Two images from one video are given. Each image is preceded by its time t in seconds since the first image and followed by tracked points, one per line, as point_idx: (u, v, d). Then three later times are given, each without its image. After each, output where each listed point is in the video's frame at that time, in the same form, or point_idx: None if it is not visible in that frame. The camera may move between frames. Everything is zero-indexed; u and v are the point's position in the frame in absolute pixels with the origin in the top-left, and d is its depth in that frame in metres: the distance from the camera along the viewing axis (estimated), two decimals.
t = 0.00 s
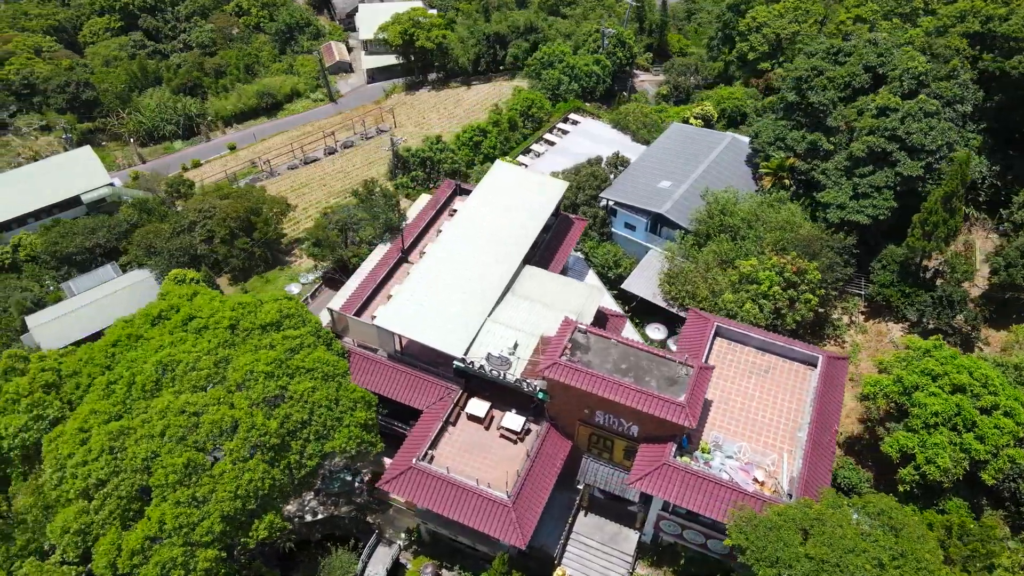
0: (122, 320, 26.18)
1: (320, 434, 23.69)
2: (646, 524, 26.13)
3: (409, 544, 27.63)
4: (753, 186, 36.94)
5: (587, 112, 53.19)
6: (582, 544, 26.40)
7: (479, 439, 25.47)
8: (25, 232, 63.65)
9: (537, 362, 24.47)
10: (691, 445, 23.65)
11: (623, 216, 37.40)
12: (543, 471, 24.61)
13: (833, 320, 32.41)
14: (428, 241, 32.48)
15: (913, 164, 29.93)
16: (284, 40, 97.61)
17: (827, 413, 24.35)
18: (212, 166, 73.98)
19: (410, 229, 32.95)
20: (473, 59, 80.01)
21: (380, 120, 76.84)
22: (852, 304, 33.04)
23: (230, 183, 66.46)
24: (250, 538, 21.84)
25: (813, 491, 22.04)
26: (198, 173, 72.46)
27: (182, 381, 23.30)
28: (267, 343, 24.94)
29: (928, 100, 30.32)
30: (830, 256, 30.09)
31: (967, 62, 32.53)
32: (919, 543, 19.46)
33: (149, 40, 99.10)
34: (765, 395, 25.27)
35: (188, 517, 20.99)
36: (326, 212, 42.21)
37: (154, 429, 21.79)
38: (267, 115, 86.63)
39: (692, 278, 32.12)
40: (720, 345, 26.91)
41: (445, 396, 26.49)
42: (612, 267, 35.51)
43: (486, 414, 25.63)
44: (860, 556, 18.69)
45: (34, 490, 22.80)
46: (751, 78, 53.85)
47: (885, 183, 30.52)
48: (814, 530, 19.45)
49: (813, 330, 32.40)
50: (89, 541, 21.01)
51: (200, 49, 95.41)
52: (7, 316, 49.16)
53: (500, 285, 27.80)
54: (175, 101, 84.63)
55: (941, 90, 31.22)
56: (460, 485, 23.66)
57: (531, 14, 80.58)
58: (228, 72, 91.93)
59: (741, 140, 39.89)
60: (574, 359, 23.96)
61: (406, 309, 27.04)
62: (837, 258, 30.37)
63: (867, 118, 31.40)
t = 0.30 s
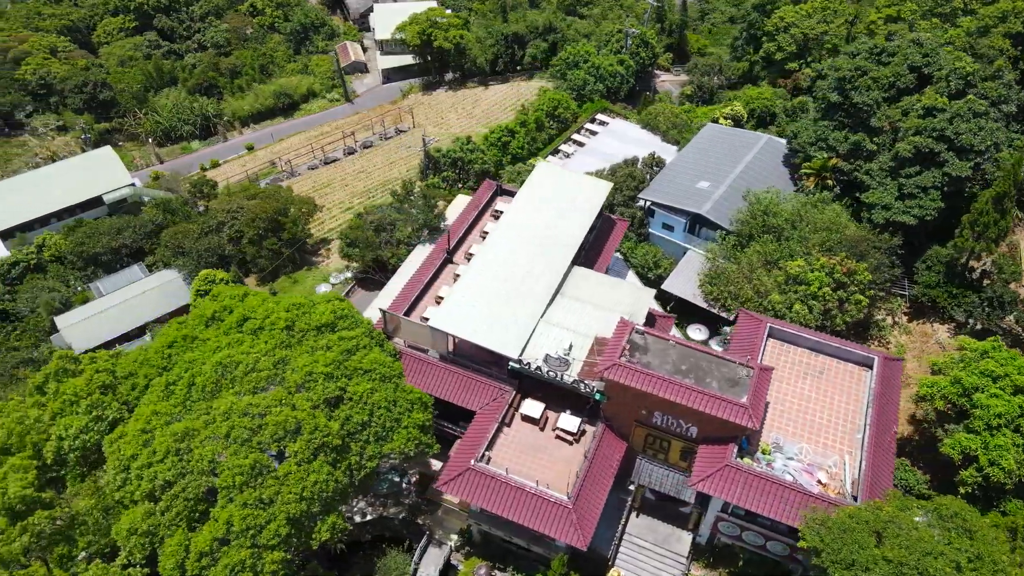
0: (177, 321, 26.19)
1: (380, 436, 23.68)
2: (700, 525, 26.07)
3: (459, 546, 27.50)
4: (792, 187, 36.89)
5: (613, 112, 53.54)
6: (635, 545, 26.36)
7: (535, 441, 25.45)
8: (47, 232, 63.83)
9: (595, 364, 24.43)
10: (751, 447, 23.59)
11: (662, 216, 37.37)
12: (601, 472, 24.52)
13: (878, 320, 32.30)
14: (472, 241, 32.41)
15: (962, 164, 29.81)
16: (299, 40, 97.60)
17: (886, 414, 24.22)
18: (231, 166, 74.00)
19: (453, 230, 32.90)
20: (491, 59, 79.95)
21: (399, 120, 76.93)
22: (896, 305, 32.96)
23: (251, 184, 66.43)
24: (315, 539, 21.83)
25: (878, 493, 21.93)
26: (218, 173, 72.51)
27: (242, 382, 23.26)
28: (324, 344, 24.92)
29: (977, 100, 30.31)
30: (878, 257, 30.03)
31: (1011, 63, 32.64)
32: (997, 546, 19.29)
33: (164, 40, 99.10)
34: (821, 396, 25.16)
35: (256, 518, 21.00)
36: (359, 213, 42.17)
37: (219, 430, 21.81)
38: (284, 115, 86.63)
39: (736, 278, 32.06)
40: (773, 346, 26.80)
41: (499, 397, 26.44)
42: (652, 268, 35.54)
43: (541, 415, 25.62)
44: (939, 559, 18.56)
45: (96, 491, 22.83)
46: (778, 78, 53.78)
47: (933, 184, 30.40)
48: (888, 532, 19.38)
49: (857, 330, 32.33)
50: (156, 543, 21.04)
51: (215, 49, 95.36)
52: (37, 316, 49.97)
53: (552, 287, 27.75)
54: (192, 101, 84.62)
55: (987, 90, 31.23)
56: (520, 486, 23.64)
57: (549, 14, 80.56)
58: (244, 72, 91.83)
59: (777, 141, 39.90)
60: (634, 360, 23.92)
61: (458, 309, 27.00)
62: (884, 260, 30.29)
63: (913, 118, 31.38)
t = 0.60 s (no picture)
0: (233, 322, 26.22)
1: (442, 437, 23.67)
2: (757, 527, 26.03)
3: (511, 547, 27.47)
4: (833, 188, 36.74)
5: (641, 112, 53.62)
6: (690, 546, 26.28)
7: (592, 442, 25.47)
8: (71, 232, 63.95)
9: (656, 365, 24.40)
10: (814, 448, 23.53)
11: (701, 217, 37.37)
12: (660, 474, 24.46)
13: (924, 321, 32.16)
14: (518, 242, 32.51)
15: (1013, 165, 29.37)
16: (314, 40, 97.58)
17: (948, 415, 24.13)
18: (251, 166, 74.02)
19: (498, 231, 33.05)
20: (510, 59, 79.88)
21: (418, 120, 76.96)
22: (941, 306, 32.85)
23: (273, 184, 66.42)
24: (382, 540, 21.80)
25: (946, 494, 21.84)
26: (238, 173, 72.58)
27: (304, 382, 23.30)
28: (384, 345, 24.89)
29: None
30: (928, 258, 29.92)
31: None
32: None
33: (179, 40, 99.16)
34: (881, 398, 25.08)
35: (325, 520, 21.00)
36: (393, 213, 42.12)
37: (286, 431, 21.84)
38: (301, 116, 86.64)
39: (780, 279, 31.75)
40: (828, 347, 26.75)
41: (555, 398, 26.47)
42: (693, 268, 35.51)
43: (599, 416, 25.68)
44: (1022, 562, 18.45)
45: (160, 492, 22.85)
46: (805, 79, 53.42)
47: (981, 184, 29.99)
48: (966, 534, 19.35)
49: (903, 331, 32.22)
50: (225, 544, 21.08)
51: (230, 49, 95.36)
52: (66, 317, 50.17)
53: (605, 288, 27.78)
54: (210, 101, 84.64)
55: None
56: (581, 487, 23.65)
57: (568, 14, 80.57)
58: (260, 72, 91.79)
59: (814, 141, 39.80)
60: (695, 361, 23.89)
61: (513, 310, 27.00)
62: (931, 261, 30.03)
63: (962, 118, 31.32)
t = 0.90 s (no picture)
0: (291, 323, 26.21)
1: (506, 438, 23.66)
2: (817, 528, 25.91)
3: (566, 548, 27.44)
4: (876, 188, 36.50)
5: (671, 112, 53.70)
6: (748, 547, 26.13)
7: (652, 443, 25.39)
8: (95, 232, 64.01)
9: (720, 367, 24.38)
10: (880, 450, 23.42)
11: (743, 218, 37.37)
12: (723, 475, 24.33)
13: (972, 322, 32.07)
14: (565, 242, 32.55)
15: None
16: (331, 40, 97.57)
17: (1013, 417, 24.01)
18: (272, 166, 74.04)
19: (545, 230, 33.13)
20: (529, 60, 79.90)
21: (438, 120, 76.99)
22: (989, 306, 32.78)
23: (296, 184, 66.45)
24: (451, 542, 21.76)
25: (1017, 496, 21.74)
26: (259, 172, 72.66)
27: (370, 384, 23.28)
28: (446, 346, 24.84)
29: None
30: (981, 258, 29.70)
31: None
32: None
33: (195, 40, 99.20)
34: (942, 399, 24.98)
35: (396, 521, 20.98)
36: (429, 214, 42.12)
37: (356, 433, 21.83)
38: (319, 116, 86.70)
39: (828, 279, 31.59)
40: (887, 348, 26.62)
41: (613, 400, 26.36)
42: (736, 268, 35.37)
43: (658, 417, 25.63)
44: None
45: (226, 493, 22.91)
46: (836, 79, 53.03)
47: None
48: None
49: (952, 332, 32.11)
50: (296, 545, 21.12)
51: (247, 49, 95.33)
52: (96, 317, 50.22)
53: (662, 289, 27.75)
54: (228, 101, 84.58)
55: None
56: (645, 488, 23.57)
57: (588, 14, 80.62)
58: (277, 72, 91.72)
59: (854, 141, 39.62)
60: (760, 363, 23.81)
61: (571, 311, 26.99)
62: (984, 262, 29.85)
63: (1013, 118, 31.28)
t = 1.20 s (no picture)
0: (351, 324, 26.20)
1: (572, 439, 23.62)
2: (878, 530, 25.80)
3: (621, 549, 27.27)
4: (920, 189, 36.29)
5: (701, 112, 53.65)
6: (807, 550, 25.96)
7: (714, 444, 25.27)
8: (120, 232, 64.07)
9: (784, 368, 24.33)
10: (948, 453, 23.27)
11: (785, 218, 37.29)
12: (787, 477, 24.20)
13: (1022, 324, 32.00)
14: (614, 243, 32.63)
15: None
16: (347, 40, 97.55)
17: None
18: (293, 166, 74.06)
19: (592, 231, 33.28)
20: (549, 60, 79.94)
21: (458, 120, 76.98)
22: None
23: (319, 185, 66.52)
24: (522, 545, 21.70)
25: None
26: (281, 173, 72.71)
27: (437, 385, 23.25)
28: (509, 347, 24.81)
29: None
30: None
31: None
32: None
33: (211, 40, 99.20)
34: (1007, 401, 24.85)
35: (470, 523, 20.92)
36: (466, 215, 42.14)
37: (427, 435, 21.77)
38: (337, 116, 86.67)
39: (877, 281, 31.51)
40: (948, 350, 26.50)
41: (672, 401, 26.26)
42: (781, 269, 35.17)
43: (719, 419, 25.54)
44: None
45: (293, 494, 22.87)
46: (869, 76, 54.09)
47: None
48: None
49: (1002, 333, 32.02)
50: (369, 547, 21.09)
51: (263, 49, 95.30)
52: (127, 318, 50.15)
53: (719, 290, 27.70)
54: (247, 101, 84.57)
55: None
56: (710, 489, 23.46)
57: (607, 14, 80.65)
58: (294, 72, 91.68)
59: (895, 142, 39.41)
60: (826, 364, 23.73)
61: (629, 311, 26.98)
62: None
63: None
